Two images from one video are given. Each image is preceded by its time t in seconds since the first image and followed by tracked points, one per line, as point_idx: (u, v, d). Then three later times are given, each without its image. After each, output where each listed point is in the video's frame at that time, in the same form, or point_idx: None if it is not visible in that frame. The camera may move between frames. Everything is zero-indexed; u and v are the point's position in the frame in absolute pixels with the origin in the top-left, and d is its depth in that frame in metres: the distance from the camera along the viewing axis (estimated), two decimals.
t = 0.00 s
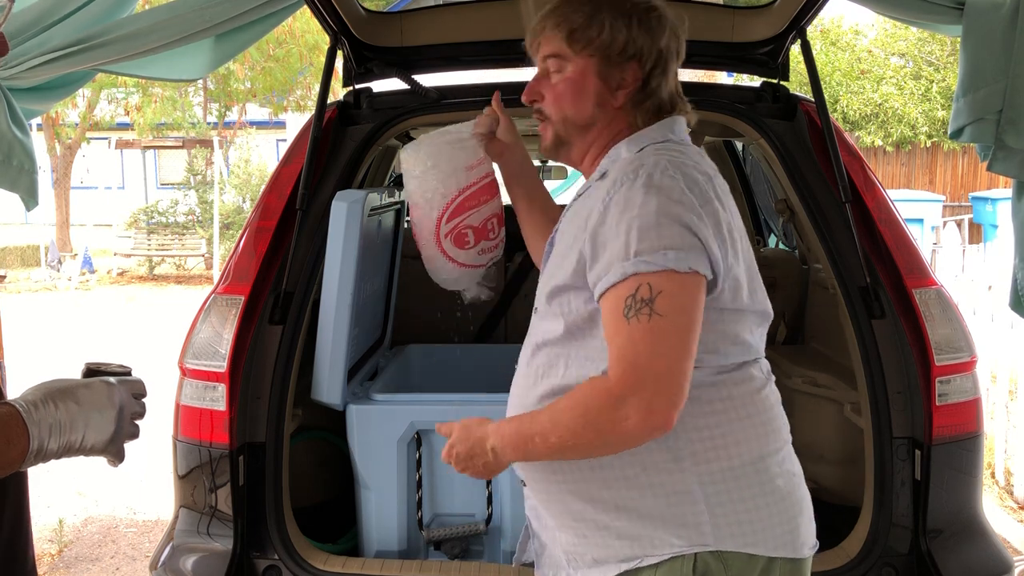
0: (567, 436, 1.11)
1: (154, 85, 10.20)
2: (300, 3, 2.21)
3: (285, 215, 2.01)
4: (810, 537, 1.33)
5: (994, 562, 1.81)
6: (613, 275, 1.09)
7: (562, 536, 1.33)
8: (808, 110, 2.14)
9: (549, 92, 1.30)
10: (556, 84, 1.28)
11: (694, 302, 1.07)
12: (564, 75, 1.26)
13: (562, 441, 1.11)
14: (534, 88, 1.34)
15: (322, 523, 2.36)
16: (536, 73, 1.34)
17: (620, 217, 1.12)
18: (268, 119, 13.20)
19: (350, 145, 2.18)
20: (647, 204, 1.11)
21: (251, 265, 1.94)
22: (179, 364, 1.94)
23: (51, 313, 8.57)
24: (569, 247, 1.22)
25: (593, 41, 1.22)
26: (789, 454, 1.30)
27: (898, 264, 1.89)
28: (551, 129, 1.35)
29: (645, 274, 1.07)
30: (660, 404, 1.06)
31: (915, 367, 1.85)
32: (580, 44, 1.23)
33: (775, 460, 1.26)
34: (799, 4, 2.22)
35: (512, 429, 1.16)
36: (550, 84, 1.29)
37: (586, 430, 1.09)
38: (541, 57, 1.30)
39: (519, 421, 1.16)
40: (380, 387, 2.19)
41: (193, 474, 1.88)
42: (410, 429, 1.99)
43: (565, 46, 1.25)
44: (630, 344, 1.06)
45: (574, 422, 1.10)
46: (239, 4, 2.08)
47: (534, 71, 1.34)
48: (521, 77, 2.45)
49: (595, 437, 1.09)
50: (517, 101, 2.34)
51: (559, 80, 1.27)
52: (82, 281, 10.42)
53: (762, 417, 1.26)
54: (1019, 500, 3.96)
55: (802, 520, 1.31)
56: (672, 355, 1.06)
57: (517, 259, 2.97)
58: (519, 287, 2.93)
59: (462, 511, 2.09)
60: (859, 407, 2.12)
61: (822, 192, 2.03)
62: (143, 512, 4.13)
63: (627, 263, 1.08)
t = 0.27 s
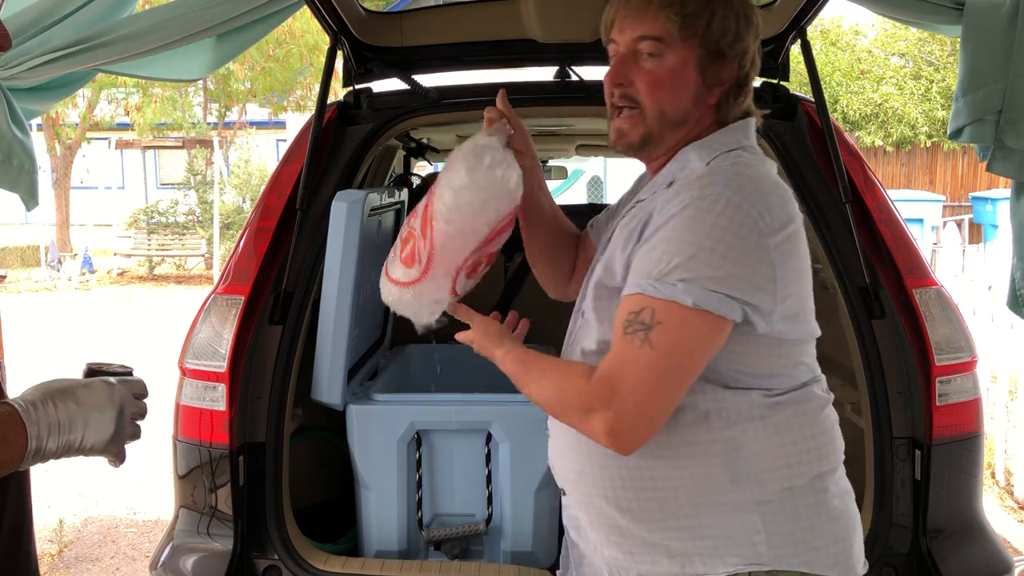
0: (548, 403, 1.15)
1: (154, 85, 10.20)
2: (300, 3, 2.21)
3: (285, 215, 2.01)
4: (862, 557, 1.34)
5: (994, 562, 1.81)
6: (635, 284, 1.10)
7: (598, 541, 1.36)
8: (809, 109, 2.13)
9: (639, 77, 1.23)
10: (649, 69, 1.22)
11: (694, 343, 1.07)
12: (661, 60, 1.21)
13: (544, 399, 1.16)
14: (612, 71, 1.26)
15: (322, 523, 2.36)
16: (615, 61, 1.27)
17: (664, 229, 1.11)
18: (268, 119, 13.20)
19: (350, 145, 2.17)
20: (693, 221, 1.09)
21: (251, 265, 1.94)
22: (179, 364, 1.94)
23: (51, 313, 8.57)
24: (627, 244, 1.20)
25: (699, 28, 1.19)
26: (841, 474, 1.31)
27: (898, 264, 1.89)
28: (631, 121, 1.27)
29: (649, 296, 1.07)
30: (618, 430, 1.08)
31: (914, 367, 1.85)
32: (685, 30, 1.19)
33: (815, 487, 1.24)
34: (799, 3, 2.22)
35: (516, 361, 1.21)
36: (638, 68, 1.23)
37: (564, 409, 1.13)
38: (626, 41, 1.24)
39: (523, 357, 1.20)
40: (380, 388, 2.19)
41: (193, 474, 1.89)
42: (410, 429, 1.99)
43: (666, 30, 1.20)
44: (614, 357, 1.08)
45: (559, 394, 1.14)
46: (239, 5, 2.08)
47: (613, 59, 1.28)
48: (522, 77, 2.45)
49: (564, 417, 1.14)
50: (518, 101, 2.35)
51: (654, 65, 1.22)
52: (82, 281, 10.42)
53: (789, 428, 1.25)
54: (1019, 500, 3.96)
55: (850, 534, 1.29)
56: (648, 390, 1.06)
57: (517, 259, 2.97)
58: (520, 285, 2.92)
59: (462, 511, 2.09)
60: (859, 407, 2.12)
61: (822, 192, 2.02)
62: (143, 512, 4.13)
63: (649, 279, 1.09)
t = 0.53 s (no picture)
0: (741, 465, 1.05)
1: (154, 85, 10.19)
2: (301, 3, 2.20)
3: (285, 215, 2.00)
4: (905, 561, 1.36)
5: (994, 562, 1.80)
6: (799, 312, 1.01)
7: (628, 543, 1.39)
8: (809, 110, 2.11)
9: (715, 66, 1.17)
10: (726, 58, 1.17)
11: (886, 351, 1.00)
12: (740, 50, 1.16)
13: (725, 458, 1.05)
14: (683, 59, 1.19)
15: (322, 523, 2.36)
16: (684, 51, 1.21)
17: (803, 246, 1.03)
18: (268, 119, 13.18)
19: (350, 145, 2.17)
20: (840, 233, 1.01)
21: (251, 265, 1.94)
22: (179, 364, 1.94)
23: (50, 313, 8.57)
24: (728, 270, 1.13)
25: (779, 19, 1.16)
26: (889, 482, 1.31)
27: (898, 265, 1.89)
28: (700, 114, 1.19)
29: (835, 317, 0.99)
30: (851, 465, 1.00)
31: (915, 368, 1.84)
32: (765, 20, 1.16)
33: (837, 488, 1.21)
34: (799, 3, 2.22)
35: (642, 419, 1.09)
36: (713, 56, 1.17)
37: (764, 461, 1.03)
38: (701, 29, 1.19)
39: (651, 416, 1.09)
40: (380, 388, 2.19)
41: (193, 474, 1.88)
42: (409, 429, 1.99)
43: (747, 19, 1.16)
44: (811, 388, 0.99)
45: (742, 448, 1.04)
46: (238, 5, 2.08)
47: (682, 48, 1.22)
48: (522, 77, 2.45)
49: (766, 473, 1.04)
50: (517, 100, 2.37)
51: (732, 55, 1.16)
52: (82, 281, 10.42)
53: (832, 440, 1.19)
54: (1019, 500, 3.96)
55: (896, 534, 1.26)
56: (869, 411, 0.99)
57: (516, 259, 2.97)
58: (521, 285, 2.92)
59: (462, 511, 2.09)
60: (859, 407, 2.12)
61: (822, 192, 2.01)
62: (144, 512, 4.13)
63: (814, 303, 1.00)
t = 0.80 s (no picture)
0: (875, 466, 1.02)
1: (154, 85, 10.20)
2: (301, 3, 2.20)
3: (285, 215, 2.00)
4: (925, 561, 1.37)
5: (994, 562, 1.81)
6: (920, 318, 1.04)
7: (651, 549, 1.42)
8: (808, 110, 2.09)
9: (769, 59, 1.17)
10: (779, 50, 1.17)
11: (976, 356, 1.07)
12: (791, 42, 1.17)
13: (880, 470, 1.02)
14: (736, 54, 1.18)
15: (321, 523, 2.37)
16: (734, 45, 1.20)
17: (914, 251, 1.05)
18: (268, 119, 13.18)
19: (350, 145, 2.17)
20: (943, 237, 1.06)
21: (251, 266, 1.94)
22: (179, 364, 1.94)
23: (50, 313, 8.57)
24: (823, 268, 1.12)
25: (827, 14, 1.19)
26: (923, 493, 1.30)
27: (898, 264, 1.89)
28: (756, 109, 1.17)
29: (948, 322, 1.04)
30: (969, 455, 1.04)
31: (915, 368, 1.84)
32: (812, 14, 1.18)
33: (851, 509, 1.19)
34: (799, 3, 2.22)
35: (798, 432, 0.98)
36: (767, 50, 1.17)
37: (909, 465, 1.02)
38: (750, 22, 1.19)
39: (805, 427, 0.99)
40: (380, 388, 2.19)
41: (193, 474, 1.88)
42: (410, 430, 1.99)
43: (800, 11, 1.17)
44: (932, 384, 1.03)
45: (897, 455, 1.01)
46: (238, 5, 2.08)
47: (731, 41, 1.20)
48: (523, 77, 2.44)
49: (908, 475, 1.03)
50: (516, 101, 2.38)
51: (784, 47, 1.17)
52: (82, 281, 10.42)
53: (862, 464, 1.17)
54: (1019, 500, 3.96)
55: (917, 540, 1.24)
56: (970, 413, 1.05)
57: (517, 259, 2.96)
58: (522, 284, 2.90)
59: (462, 511, 2.10)
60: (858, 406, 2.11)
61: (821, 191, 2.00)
62: (143, 512, 4.13)
63: (936, 307, 1.04)
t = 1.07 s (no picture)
0: (907, 440, 1.00)
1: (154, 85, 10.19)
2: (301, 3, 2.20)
3: (285, 215, 2.00)
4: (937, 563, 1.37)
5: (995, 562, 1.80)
6: (955, 312, 1.06)
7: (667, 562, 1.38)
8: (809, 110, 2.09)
9: (785, 52, 1.16)
10: (794, 42, 1.16)
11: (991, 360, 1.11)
12: (806, 34, 1.17)
13: (923, 438, 1.00)
14: (751, 48, 1.17)
15: (321, 523, 2.37)
16: (747, 38, 1.20)
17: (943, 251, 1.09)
18: (268, 119, 13.18)
19: (350, 145, 2.18)
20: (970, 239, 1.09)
21: (251, 265, 1.93)
22: (178, 364, 1.94)
23: (50, 313, 8.56)
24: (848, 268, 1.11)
25: (837, 7, 1.20)
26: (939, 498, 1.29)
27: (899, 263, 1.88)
28: (772, 98, 1.15)
29: (978, 319, 1.07)
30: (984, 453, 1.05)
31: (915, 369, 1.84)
32: (825, 8, 1.19)
33: (882, 509, 1.19)
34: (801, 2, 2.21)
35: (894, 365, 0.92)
36: (782, 42, 1.17)
37: (949, 442, 1.01)
38: (765, 16, 1.19)
39: (909, 363, 0.93)
40: (380, 388, 2.19)
41: (193, 474, 1.88)
42: (410, 430, 1.99)
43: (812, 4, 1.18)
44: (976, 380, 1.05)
45: (948, 425, 0.99)
46: (240, 3, 2.14)
47: (744, 36, 1.20)
48: (523, 77, 2.44)
49: (945, 454, 1.01)
50: (511, 101, 2.38)
51: (799, 40, 1.17)
52: (82, 281, 10.42)
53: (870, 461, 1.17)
54: (1019, 500, 3.95)
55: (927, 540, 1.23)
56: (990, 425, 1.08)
57: (517, 259, 2.96)
58: (522, 284, 2.91)
59: (462, 511, 2.11)
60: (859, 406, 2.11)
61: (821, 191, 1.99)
62: (143, 512, 4.13)
63: (968, 304, 1.07)
